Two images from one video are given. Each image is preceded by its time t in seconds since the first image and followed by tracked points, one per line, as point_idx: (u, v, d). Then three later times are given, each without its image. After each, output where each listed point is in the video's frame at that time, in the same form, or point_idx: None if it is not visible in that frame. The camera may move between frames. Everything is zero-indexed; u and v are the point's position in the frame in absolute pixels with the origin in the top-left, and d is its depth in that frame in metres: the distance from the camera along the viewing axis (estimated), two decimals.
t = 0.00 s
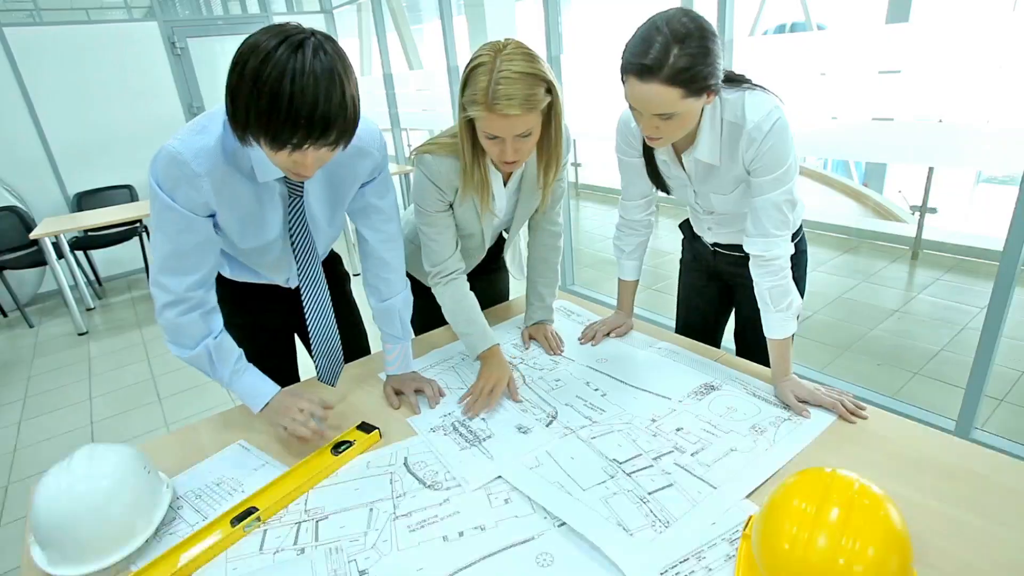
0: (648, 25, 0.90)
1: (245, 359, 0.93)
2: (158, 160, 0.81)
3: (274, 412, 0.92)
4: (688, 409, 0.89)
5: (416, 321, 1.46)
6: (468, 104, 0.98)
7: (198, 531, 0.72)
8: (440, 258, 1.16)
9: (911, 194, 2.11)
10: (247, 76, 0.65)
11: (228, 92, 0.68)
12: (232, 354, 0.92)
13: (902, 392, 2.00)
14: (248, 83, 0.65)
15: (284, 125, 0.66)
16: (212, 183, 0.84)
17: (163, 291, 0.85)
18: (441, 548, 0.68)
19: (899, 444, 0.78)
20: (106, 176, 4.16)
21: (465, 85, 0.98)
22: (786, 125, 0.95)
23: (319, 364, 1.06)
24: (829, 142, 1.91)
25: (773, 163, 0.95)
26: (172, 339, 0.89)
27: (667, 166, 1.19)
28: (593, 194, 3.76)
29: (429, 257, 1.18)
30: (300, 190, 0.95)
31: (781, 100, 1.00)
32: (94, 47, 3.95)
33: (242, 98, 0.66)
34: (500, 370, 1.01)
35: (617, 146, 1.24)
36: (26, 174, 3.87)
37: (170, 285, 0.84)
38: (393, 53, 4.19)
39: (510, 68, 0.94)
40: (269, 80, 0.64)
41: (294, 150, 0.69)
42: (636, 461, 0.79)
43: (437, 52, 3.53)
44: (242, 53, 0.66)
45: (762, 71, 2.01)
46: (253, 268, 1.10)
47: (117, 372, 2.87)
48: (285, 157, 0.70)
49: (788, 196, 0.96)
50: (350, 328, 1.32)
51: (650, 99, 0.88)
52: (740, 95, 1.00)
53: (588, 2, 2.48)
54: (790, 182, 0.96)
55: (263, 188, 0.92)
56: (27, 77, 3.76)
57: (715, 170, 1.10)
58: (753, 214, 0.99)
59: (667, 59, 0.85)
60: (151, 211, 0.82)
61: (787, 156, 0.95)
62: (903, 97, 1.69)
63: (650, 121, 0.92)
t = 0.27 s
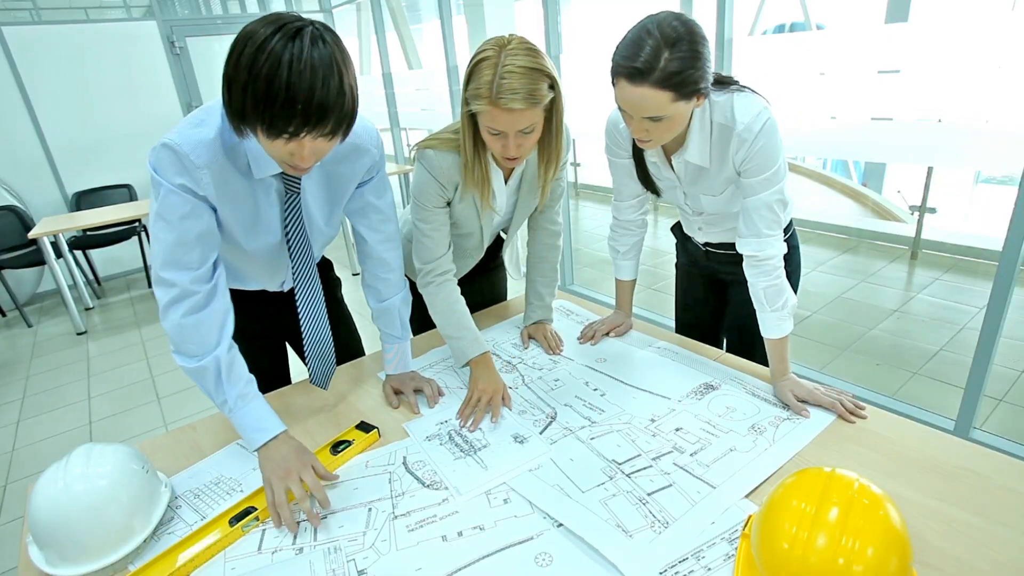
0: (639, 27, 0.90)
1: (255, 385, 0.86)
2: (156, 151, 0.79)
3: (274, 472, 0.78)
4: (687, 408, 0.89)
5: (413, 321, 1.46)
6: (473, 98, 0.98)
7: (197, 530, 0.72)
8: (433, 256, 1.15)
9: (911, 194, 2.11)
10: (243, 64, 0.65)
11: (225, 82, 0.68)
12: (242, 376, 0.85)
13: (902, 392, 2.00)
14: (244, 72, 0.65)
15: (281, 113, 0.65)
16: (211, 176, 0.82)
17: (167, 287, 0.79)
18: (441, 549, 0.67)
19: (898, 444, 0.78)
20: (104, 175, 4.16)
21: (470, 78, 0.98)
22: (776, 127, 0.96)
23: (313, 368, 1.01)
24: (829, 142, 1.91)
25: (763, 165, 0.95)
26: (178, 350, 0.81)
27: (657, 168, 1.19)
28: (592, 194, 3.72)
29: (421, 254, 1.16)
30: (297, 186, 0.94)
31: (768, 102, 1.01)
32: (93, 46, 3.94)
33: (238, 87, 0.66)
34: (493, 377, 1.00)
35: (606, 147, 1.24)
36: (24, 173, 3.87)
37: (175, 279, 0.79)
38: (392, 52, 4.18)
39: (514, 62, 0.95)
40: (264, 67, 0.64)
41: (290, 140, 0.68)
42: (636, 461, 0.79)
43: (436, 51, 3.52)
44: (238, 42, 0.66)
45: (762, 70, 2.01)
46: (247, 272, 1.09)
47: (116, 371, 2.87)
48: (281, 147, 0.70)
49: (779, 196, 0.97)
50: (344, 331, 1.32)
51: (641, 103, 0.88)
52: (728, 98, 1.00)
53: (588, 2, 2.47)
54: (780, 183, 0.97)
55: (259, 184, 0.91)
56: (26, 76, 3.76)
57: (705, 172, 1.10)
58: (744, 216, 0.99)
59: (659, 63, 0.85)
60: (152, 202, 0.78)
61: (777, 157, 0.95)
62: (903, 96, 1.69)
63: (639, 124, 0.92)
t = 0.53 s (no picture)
0: (632, 26, 0.90)
1: (266, 386, 0.86)
2: (159, 145, 0.78)
3: (281, 475, 0.78)
4: (687, 409, 0.89)
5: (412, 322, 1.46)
6: (474, 101, 0.98)
7: (198, 531, 0.72)
8: (431, 255, 1.15)
9: (911, 194, 2.11)
10: (254, 64, 0.64)
11: (234, 82, 0.68)
12: (253, 377, 0.86)
13: (902, 392, 2.00)
14: (255, 71, 0.65)
15: (295, 114, 0.66)
16: (215, 172, 0.82)
17: (177, 283, 0.79)
18: (441, 549, 0.68)
19: (898, 444, 0.78)
20: (105, 176, 4.16)
21: (472, 80, 0.98)
22: (768, 127, 0.96)
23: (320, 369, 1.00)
24: (829, 142, 1.91)
25: (756, 166, 0.96)
26: (188, 348, 0.81)
27: (650, 169, 1.18)
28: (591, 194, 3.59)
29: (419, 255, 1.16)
30: (302, 185, 0.94)
31: (760, 104, 1.01)
32: (93, 46, 3.94)
33: (249, 87, 0.66)
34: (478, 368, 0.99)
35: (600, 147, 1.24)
36: (24, 173, 3.87)
37: (185, 276, 0.78)
38: (392, 52, 4.18)
39: (517, 66, 0.94)
40: (277, 67, 0.63)
41: (303, 140, 0.69)
42: (636, 461, 0.79)
43: (436, 51, 3.52)
44: (248, 41, 0.66)
45: (763, 71, 2.01)
46: (248, 276, 1.09)
47: (117, 372, 2.87)
48: (294, 147, 0.70)
49: (773, 197, 0.96)
50: (344, 332, 1.32)
51: (633, 105, 0.88)
52: (720, 98, 1.00)
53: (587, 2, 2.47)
54: (774, 184, 0.96)
55: (264, 184, 0.91)
56: (26, 77, 3.76)
57: (699, 173, 1.10)
58: (739, 219, 0.99)
59: (648, 62, 0.85)
60: (157, 194, 0.77)
61: (769, 159, 0.95)
62: (903, 97, 1.69)
63: (630, 125, 0.92)
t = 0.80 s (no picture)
0: (630, 26, 0.89)
1: (269, 385, 0.86)
2: (162, 140, 0.79)
3: (282, 474, 0.78)
4: (688, 408, 0.89)
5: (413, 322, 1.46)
6: (472, 102, 0.98)
7: (198, 530, 0.72)
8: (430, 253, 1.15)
9: (911, 194, 2.11)
10: (264, 63, 0.64)
11: (241, 80, 0.67)
12: (257, 376, 0.86)
13: (902, 392, 2.00)
14: (266, 70, 0.64)
15: (309, 112, 0.66)
16: (218, 168, 0.81)
17: (180, 280, 0.79)
18: (442, 548, 0.68)
19: (898, 444, 0.78)
20: (105, 176, 4.16)
21: (471, 81, 0.98)
22: (763, 129, 0.96)
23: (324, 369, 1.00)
24: (829, 142, 1.90)
25: (752, 168, 0.96)
26: (190, 346, 0.81)
27: (645, 171, 1.18)
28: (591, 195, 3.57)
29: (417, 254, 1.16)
30: (306, 183, 0.94)
31: (755, 105, 1.01)
32: (93, 46, 3.95)
33: (259, 85, 0.65)
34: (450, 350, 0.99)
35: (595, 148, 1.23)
36: (24, 173, 3.87)
37: (188, 273, 0.78)
38: (392, 52, 4.19)
39: (515, 67, 0.94)
40: (288, 65, 0.63)
41: (317, 137, 0.69)
42: (636, 461, 0.79)
43: (437, 51, 3.52)
44: (256, 40, 0.65)
45: (763, 71, 2.01)
46: (249, 277, 1.10)
47: (117, 372, 2.87)
48: (306, 145, 0.71)
49: (770, 199, 0.96)
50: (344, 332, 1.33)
51: (630, 105, 0.88)
52: (716, 100, 1.00)
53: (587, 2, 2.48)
54: (770, 185, 0.96)
55: (268, 181, 0.91)
56: (26, 77, 3.76)
57: (694, 176, 1.10)
58: (735, 221, 0.99)
59: (646, 62, 0.85)
60: (159, 190, 0.77)
61: (766, 160, 0.95)
62: (903, 96, 1.69)
63: (628, 126, 0.92)
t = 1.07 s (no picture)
0: (636, 15, 0.90)
1: (269, 387, 0.86)
2: (163, 142, 0.79)
3: (282, 474, 0.78)
4: (688, 409, 0.89)
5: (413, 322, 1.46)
6: (464, 101, 0.98)
7: (199, 530, 0.72)
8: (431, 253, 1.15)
9: (911, 194, 2.11)
10: (271, 60, 0.64)
11: (246, 78, 0.67)
12: (257, 378, 0.86)
13: (902, 392, 2.00)
14: (273, 67, 0.64)
15: (318, 109, 0.66)
16: (220, 170, 0.81)
17: (179, 284, 0.79)
18: (442, 549, 0.68)
19: (898, 444, 0.78)
20: (105, 176, 4.16)
21: (463, 81, 0.99)
22: (766, 129, 0.96)
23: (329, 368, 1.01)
24: (829, 143, 1.91)
25: (754, 169, 0.96)
26: (190, 349, 0.81)
27: (645, 170, 1.18)
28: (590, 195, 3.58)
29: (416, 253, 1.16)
30: (309, 184, 0.94)
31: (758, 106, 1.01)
32: (93, 47, 3.94)
33: (265, 83, 0.65)
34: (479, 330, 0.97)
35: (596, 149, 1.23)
36: (24, 173, 3.87)
37: (187, 277, 0.78)
38: (392, 53, 4.19)
39: (507, 66, 0.94)
40: (296, 62, 0.63)
41: (325, 134, 0.69)
42: (636, 461, 0.79)
43: (437, 51, 3.52)
44: (261, 38, 0.65)
45: (762, 71, 2.02)
46: (250, 277, 1.10)
47: (116, 372, 2.87)
48: (312, 143, 0.71)
49: (771, 200, 0.96)
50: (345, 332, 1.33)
51: (631, 90, 0.88)
52: (719, 98, 1.00)
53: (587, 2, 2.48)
54: (772, 186, 0.96)
55: (271, 182, 0.90)
56: (26, 77, 3.76)
57: (694, 176, 1.10)
58: (736, 221, 0.99)
59: (650, 49, 0.85)
60: (158, 192, 0.77)
61: (768, 160, 0.95)
62: (903, 96, 1.69)
63: (632, 116, 0.92)
